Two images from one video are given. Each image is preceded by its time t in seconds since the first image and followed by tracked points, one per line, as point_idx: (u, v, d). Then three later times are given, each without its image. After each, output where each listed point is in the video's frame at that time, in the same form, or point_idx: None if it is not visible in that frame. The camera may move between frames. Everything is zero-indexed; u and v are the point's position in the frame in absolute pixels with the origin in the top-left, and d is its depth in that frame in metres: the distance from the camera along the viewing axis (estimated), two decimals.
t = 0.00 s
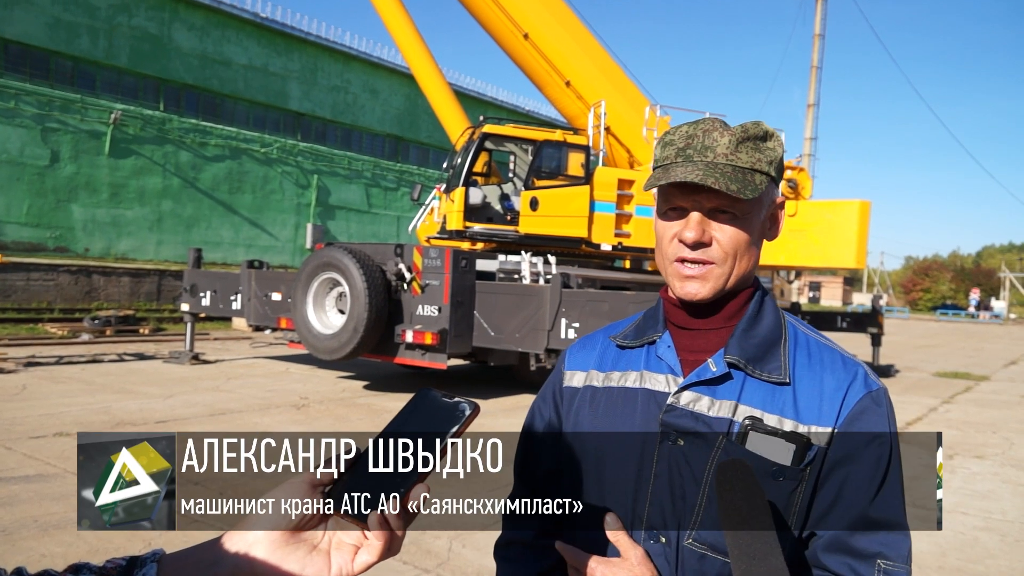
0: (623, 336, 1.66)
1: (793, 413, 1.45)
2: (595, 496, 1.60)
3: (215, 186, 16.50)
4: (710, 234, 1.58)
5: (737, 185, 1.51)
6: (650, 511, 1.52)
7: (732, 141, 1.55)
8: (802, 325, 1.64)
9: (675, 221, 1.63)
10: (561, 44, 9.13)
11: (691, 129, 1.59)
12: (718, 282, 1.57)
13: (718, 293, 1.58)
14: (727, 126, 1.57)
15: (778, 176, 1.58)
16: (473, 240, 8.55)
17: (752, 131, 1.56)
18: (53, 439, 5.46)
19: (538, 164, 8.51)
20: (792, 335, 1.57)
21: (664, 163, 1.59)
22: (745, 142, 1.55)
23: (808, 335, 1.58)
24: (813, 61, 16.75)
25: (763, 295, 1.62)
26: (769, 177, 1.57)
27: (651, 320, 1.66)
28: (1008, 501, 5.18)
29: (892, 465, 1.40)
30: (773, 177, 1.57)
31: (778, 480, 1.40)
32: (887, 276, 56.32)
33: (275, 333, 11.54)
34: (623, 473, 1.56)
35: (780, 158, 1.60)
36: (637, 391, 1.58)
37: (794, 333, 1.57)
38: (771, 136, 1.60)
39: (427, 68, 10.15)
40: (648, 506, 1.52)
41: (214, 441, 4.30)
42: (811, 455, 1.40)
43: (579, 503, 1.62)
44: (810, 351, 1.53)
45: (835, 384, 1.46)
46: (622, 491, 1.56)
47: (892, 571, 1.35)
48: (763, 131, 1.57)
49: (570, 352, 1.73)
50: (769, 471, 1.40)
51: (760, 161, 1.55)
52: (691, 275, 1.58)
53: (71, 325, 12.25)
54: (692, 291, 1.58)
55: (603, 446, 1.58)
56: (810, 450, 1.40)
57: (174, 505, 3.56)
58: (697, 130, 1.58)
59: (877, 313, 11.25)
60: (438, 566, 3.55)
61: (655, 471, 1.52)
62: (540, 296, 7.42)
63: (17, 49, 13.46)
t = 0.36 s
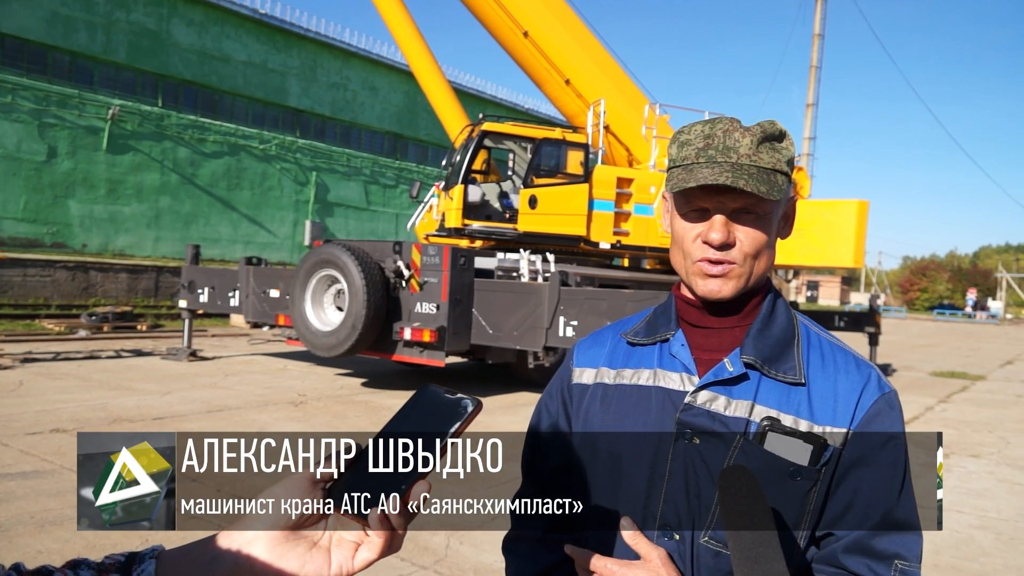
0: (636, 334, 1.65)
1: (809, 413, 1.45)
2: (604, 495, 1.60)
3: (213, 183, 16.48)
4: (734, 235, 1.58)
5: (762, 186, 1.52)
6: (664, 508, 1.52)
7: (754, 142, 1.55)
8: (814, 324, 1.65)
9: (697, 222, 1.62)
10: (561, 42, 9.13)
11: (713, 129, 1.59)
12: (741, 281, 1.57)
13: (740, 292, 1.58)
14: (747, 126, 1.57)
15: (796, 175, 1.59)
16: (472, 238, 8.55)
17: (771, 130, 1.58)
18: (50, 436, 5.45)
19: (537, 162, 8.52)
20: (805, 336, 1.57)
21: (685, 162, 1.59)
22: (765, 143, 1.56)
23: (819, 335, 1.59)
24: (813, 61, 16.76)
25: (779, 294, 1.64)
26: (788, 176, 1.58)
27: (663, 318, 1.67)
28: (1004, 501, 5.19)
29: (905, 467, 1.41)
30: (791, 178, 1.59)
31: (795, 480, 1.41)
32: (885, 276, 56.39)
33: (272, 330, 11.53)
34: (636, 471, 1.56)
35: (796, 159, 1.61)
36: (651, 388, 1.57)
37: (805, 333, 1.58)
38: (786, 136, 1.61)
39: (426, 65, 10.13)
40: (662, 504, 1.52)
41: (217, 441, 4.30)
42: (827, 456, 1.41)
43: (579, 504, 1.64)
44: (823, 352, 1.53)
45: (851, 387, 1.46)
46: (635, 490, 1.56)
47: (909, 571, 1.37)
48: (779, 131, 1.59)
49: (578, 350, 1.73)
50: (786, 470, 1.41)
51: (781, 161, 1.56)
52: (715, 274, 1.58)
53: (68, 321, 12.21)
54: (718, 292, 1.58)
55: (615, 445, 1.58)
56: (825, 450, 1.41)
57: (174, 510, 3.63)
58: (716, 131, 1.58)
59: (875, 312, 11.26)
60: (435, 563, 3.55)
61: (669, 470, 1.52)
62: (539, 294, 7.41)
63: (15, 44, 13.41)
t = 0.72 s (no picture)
0: (632, 331, 1.65)
1: (807, 410, 1.45)
2: (603, 492, 1.59)
3: (211, 179, 16.45)
4: (738, 236, 1.59)
5: (767, 187, 1.53)
6: (664, 505, 1.51)
7: (755, 142, 1.56)
8: (807, 320, 1.65)
9: (700, 222, 1.62)
10: (560, 39, 9.12)
11: (712, 129, 1.59)
12: (746, 282, 1.58)
13: (743, 292, 1.59)
14: (745, 126, 1.58)
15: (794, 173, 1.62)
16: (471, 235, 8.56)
17: (768, 130, 1.59)
18: (48, 432, 5.44)
19: (536, 159, 8.54)
20: (801, 333, 1.57)
21: (688, 163, 1.58)
22: (764, 143, 1.57)
23: (814, 331, 1.59)
24: (813, 60, 16.76)
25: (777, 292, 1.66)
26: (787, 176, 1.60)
27: (659, 314, 1.66)
28: (1001, 499, 5.20)
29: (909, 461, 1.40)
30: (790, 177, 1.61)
31: (795, 476, 1.40)
32: (883, 275, 56.47)
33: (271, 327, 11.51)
34: (635, 469, 1.55)
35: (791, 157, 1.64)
36: (649, 385, 1.57)
37: (801, 328, 1.58)
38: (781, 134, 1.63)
39: (425, 62, 10.11)
40: (662, 501, 1.52)
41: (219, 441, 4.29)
42: (827, 452, 1.40)
43: (579, 503, 1.63)
44: (819, 350, 1.53)
45: (851, 384, 1.46)
46: (635, 488, 1.55)
47: (923, 564, 1.36)
48: (776, 131, 1.61)
49: (572, 348, 1.72)
50: (786, 467, 1.41)
51: (780, 161, 1.58)
52: (720, 275, 1.58)
53: (66, 318, 12.20)
54: (726, 293, 1.58)
55: (615, 443, 1.57)
56: (825, 447, 1.41)
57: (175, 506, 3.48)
58: (716, 130, 1.58)
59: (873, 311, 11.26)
60: (433, 560, 3.54)
61: (668, 466, 1.52)
62: (537, 291, 7.41)
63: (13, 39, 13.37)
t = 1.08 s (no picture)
0: (625, 331, 1.65)
1: (799, 408, 1.46)
2: (599, 490, 1.59)
3: (209, 178, 16.43)
4: (727, 232, 1.59)
5: (755, 182, 1.53)
6: (657, 504, 1.52)
7: (744, 138, 1.57)
8: (800, 318, 1.66)
9: (689, 219, 1.63)
10: (558, 38, 9.12)
11: (703, 126, 1.60)
12: (736, 277, 1.58)
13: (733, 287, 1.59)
14: (734, 123, 1.59)
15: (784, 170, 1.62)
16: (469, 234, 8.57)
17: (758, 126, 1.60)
18: (46, 431, 5.44)
19: (534, 158, 8.58)
20: (793, 332, 1.57)
21: (677, 159, 1.59)
22: (753, 139, 1.58)
23: (806, 329, 1.59)
24: (810, 59, 16.77)
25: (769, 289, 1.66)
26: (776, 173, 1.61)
27: (650, 314, 1.67)
28: (999, 497, 5.22)
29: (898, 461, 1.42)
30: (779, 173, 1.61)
31: (787, 474, 1.41)
32: (880, 274, 56.55)
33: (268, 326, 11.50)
34: (629, 468, 1.56)
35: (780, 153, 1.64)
36: (641, 385, 1.58)
37: (793, 327, 1.59)
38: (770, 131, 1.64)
39: (424, 61, 10.10)
40: (654, 500, 1.52)
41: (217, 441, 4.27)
42: (818, 450, 1.41)
43: (578, 503, 1.61)
44: (811, 348, 1.54)
45: (843, 384, 1.46)
46: (629, 488, 1.56)
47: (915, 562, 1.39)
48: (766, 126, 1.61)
49: (563, 350, 1.72)
50: (777, 465, 1.41)
51: (769, 157, 1.58)
52: (710, 271, 1.58)
53: (63, 316, 12.18)
54: (716, 288, 1.57)
55: (609, 442, 1.58)
56: (817, 445, 1.41)
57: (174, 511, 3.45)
58: (705, 128, 1.59)
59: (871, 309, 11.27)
60: (432, 559, 3.55)
61: (661, 465, 1.52)
62: (536, 291, 7.42)
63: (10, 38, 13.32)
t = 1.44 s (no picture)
0: (623, 325, 1.67)
1: (795, 404, 1.45)
2: (597, 486, 1.60)
3: (206, 175, 16.40)
4: (696, 226, 1.59)
5: (720, 176, 1.52)
6: (649, 496, 1.52)
7: (718, 134, 1.56)
8: (801, 317, 1.65)
9: (665, 214, 1.65)
10: (556, 34, 9.11)
11: (683, 123, 1.61)
12: (704, 272, 1.58)
13: (705, 282, 1.59)
14: (713, 119, 1.59)
15: (767, 165, 1.58)
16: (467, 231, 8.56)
17: (739, 122, 1.58)
18: (44, 428, 5.43)
19: (532, 154, 8.51)
20: (791, 329, 1.57)
21: (654, 156, 1.62)
22: (731, 134, 1.56)
23: (807, 327, 1.58)
24: (807, 54, 16.76)
25: (757, 286, 1.63)
26: (757, 167, 1.57)
27: (649, 310, 1.67)
28: (996, 492, 5.23)
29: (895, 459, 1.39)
30: (761, 166, 1.57)
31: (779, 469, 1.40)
32: (878, 270, 56.60)
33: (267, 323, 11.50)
34: (622, 462, 1.56)
35: (771, 148, 1.59)
36: (636, 379, 1.58)
37: (792, 325, 1.58)
38: (761, 125, 1.60)
39: (421, 57, 10.08)
40: (647, 492, 1.53)
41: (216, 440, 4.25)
42: (812, 446, 1.40)
43: (578, 503, 1.62)
44: (810, 346, 1.53)
45: (840, 381, 1.45)
46: (621, 480, 1.56)
47: (909, 564, 1.38)
48: (750, 121, 1.58)
49: (568, 344, 1.74)
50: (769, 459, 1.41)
51: (746, 152, 1.55)
52: (679, 265, 1.60)
53: (61, 314, 12.16)
54: (681, 281, 1.59)
55: (604, 437, 1.58)
56: (810, 441, 1.41)
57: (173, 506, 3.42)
58: (682, 125, 1.61)
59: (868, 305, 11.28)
60: (432, 554, 3.55)
61: (655, 458, 1.52)
62: (534, 287, 7.43)
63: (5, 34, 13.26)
